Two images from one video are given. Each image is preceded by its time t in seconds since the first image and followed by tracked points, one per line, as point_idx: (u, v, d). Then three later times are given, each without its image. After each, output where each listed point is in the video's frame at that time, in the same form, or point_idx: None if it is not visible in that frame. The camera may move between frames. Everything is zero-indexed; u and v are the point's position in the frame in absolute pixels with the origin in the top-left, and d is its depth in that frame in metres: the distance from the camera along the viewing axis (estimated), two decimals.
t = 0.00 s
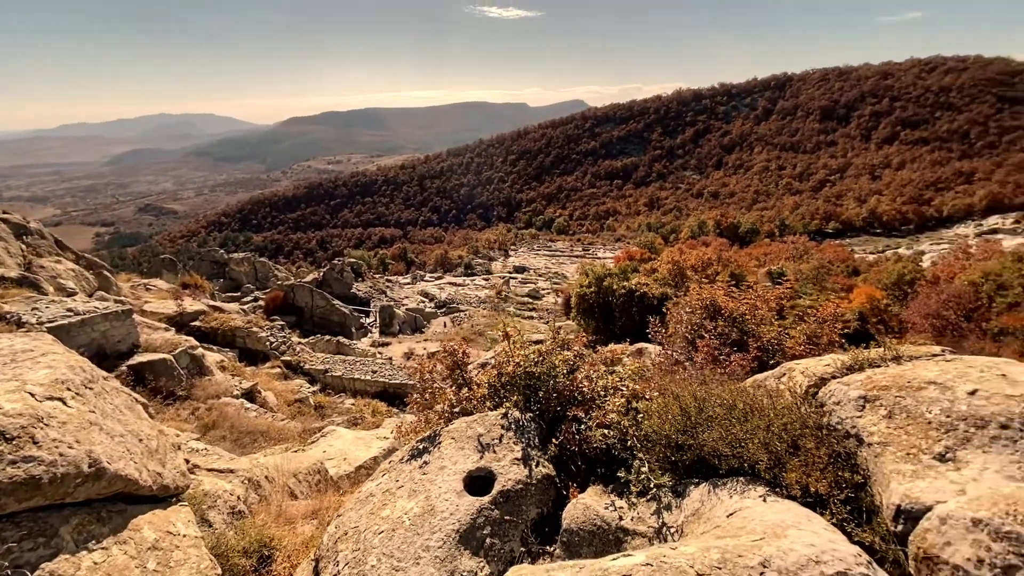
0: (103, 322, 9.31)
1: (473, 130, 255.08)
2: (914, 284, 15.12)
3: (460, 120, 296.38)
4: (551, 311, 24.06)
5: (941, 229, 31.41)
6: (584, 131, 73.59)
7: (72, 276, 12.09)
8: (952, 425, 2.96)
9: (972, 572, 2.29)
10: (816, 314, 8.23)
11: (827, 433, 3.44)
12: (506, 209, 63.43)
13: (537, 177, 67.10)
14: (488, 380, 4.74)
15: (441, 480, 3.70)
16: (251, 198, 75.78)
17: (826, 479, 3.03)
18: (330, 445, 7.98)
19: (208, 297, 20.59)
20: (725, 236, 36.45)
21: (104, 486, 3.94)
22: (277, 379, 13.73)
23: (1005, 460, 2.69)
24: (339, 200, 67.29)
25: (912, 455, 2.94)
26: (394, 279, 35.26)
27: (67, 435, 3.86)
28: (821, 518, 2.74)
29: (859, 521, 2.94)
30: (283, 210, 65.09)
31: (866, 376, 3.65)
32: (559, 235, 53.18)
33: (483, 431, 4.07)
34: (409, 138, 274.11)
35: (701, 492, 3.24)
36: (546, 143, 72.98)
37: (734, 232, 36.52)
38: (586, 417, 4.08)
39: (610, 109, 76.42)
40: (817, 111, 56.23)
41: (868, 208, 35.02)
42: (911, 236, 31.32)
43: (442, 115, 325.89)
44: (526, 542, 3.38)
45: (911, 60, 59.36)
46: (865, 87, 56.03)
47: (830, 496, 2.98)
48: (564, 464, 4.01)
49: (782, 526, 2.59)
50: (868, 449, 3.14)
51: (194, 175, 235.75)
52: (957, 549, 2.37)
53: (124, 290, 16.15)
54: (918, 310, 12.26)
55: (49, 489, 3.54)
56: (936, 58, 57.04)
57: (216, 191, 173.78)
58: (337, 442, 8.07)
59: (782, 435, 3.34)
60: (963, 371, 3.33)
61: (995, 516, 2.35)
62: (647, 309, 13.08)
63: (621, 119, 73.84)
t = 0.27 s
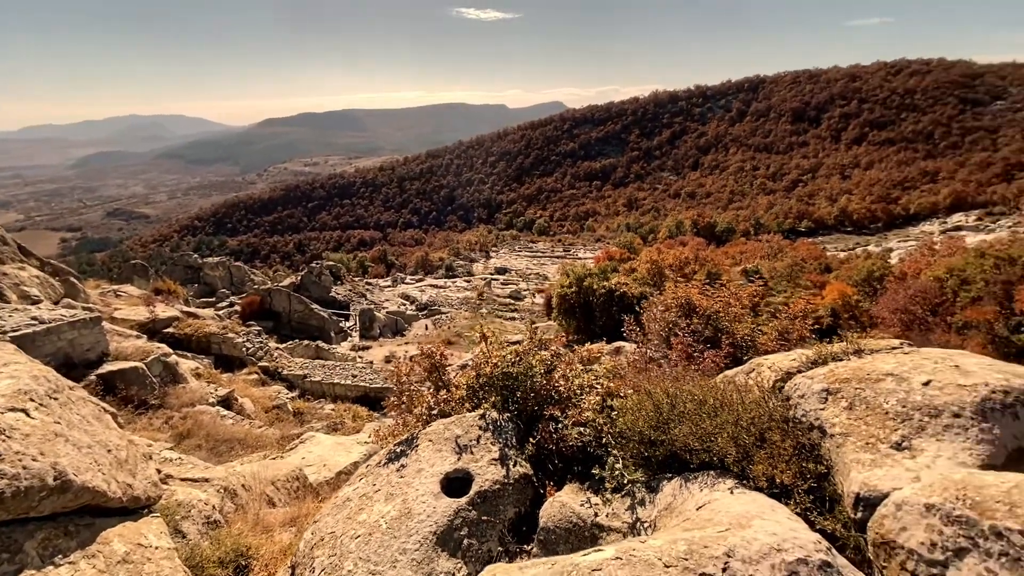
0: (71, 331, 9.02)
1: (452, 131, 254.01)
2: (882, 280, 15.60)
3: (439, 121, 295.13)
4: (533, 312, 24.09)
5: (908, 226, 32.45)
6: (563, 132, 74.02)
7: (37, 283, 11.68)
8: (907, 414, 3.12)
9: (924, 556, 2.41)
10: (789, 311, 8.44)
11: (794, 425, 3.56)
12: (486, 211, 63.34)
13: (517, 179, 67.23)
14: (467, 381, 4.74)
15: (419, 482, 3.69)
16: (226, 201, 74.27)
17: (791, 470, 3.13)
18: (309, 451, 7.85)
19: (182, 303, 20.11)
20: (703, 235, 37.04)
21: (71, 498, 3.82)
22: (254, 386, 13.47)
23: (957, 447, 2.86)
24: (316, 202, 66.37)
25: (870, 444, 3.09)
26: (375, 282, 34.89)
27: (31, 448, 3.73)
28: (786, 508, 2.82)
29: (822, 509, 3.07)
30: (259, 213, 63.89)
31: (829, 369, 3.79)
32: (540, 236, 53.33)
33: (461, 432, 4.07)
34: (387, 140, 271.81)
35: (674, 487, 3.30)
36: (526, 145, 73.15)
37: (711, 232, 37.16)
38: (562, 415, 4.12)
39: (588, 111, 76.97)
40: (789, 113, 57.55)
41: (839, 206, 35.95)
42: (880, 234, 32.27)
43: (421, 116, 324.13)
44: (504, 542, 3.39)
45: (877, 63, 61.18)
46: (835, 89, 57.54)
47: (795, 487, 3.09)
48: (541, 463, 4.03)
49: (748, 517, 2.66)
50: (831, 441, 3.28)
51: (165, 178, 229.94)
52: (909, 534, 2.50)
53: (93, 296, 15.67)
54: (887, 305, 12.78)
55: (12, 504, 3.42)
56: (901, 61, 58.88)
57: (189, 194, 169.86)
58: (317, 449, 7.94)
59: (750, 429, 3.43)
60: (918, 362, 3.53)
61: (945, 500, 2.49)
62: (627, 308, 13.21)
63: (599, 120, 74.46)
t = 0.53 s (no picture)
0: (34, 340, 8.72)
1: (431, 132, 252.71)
2: (853, 276, 16.01)
3: (417, 123, 293.29)
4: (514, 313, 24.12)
5: (877, 224, 33.47)
6: (542, 134, 74.25)
7: None
8: (866, 406, 3.36)
9: (882, 540, 2.63)
10: (763, 310, 8.51)
11: (758, 419, 3.73)
12: (467, 212, 63.16)
13: (497, 180, 67.24)
14: (443, 384, 4.75)
15: (395, 485, 3.67)
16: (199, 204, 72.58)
17: (758, 463, 3.29)
18: (287, 458, 7.70)
19: (154, 309, 19.58)
20: (680, 235, 37.57)
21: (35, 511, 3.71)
22: (229, 393, 13.18)
23: (912, 436, 3.10)
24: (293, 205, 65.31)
25: (831, 435, 3.30)
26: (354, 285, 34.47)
27: None
28: (752, 500, 2.96)
29: (786, 499, 3.27)
30: (234, 217, 62.57)
31: (794, 364, 4.04)
32: (520, 237, 53.38)
33: (437, 434, 4.06)
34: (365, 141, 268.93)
35: (646, 483, 3.39)
36: (505, 146, 73.17)
37: (688, 231, 37.73)
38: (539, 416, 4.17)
39: (567, 112, 77.35)
40: (762, 115, 58.74)
41: (811, 206, 36.83)
42: (851, 232, 33.20)
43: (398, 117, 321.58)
44: (481, 544, 3.39)
45: (845, 65, 62.89)
46: (805, 91, 58.99)
47: (760, 479, 3.24)
48: (518, 463, 4.05)
49: (714, 510, 2.77)
50: (796, 433, 3.48)
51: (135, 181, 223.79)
52: (867, 519, 2.72)
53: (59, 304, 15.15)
54: (857, 302, 13.28)
55: None
56: (867, 63, 60.63)
57: (160, 197, 165.52)
58: (295, 455, 7.81)
59: (719, 424, 3.58)
60: (876, 356, 3.81)
61: (900, 488, 2.73)
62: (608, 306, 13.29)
63: (578, 122, 74.88)
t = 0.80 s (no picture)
0: None
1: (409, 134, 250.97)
2: (825, 273, 16.42)
3: (394, 124, 290.93)
4: (495, 314, 24.09)
5: (847, 222, 34.44)
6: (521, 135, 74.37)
7: None
8: (830, 400, 3.56)
9: (845, 530, 2.83)
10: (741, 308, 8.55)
11: (729, 415, 3.94)
12: (447, 214, 62.87)
13: (477, 182, 67.13)
14: (420, 387, 4.73)
15: (371, 490, 3.65)
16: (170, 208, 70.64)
17: (726, 458, 3.41)
18: (264, 467, 7.52)
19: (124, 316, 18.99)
20: (658, 235, 38.05)
21: None
22: (204, 401, 12.85)
23: (871, 427, 3.30)
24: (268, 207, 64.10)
25: (797, 429, 3.50)
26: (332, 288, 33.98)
27: None
28: (721, 494, 3.06)
29: (756, 493, 3.45)
30: (207, 220, 61.13)
31: (762, 360, 4.23)
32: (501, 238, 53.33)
33: (414, 437, 4.05)
34: (342, 143, 265.58)
35: (621, 481, 3.48)
36: (484, 148, 73.07)
37: (666, 231, 38.25)
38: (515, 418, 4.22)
39: (545, 113, 77.61)
40: (735, 116, 59.87)
41: (784, 205, 37.64)
42: (823, 230, 34.07)
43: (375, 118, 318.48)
44: (458, 546, 3.37)
45: (815, 68, 64.50)
46: (777, 93, 60.29)
47: (729, 474, 3.37)
48: (495, 464, 4.11)
49: (683, 505, 2.84)
50: (762, 428, 3.68)
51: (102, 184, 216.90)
52: (829, 510, 2.93)
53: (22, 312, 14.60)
54: (828, 298, 13.75)
55: None
56: (836, 66, 62.26)
57: (129, 200, 160.66)
58: (272, 463, 7.64)
59: (690, 420, 3.72)
60: (840, 350, 4.00)
61: (859, 478, 2.91)
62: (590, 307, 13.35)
63: (556, 123, 75.23)
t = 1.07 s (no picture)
0: None
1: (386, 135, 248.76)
2: (798, 270, 16.82)
3: (371, 125, 288.05)
4: (476, 316, 24.04)
5: (819, 221, 35.36)
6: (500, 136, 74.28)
7: None
8: (795, 394, 3.83)
9: (809, 520, 3.06)
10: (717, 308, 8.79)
11: (700, 411, 4.21)
12: (426, 216, 62.48)
13: (456, 183, 66.89)
14: (398, 392, 4.76)
15: (348, 497, 3.66)
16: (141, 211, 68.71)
17: (697, 453, 3.63)
18: (241, 475, 7.35)
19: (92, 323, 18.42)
20: (637, 235, 38.47)
21: None
22: (178, 409, 12.54)
23: (833, 420, 3.54)
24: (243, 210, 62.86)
25: (765, 423, 3.75)
26: (310, 292, 33.47)
27: None
28: (692, 489, 3.21)
29: (726, 486, 3.68)
30: (179, 224, 59.59)
31: (732, 357, 4.53)
32: (481, 240, 53.22)
33: (392, 442, 4.07)
34: (318, 144, 261.79)
35: (598, 478, 3.60)
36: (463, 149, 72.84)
37: (645, 231, 38.70)
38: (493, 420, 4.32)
39: (524, 115, 77.74)
40: (710, 117, 60.87)
41: (758, 204, 38.43)
42: (796, 228, 34.87)
43: (351, 119, 314.70)
44: (435, 548, 3.39)
45: (786, 71, 65.97)
46: (750, 95, 61.48)
47: (700, 468, 3.56)
48: (474, 466, 4.22)
49: (655, 501, 2.98)
50: (733, 423, 3.92)
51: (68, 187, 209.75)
52: (794, 500, 3.17)
53: None
54: (801, 295, 14.14)
55: None
56: (806, 69, 63.79)
57: (97, 204, 155.74)
58: (250, 471, 7.48)
59: (663, 418, 3.92)
60: (804, 346, 4.34)
61: (822, 469, 3.16)
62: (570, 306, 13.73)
63: (535, 125, 75.43)
